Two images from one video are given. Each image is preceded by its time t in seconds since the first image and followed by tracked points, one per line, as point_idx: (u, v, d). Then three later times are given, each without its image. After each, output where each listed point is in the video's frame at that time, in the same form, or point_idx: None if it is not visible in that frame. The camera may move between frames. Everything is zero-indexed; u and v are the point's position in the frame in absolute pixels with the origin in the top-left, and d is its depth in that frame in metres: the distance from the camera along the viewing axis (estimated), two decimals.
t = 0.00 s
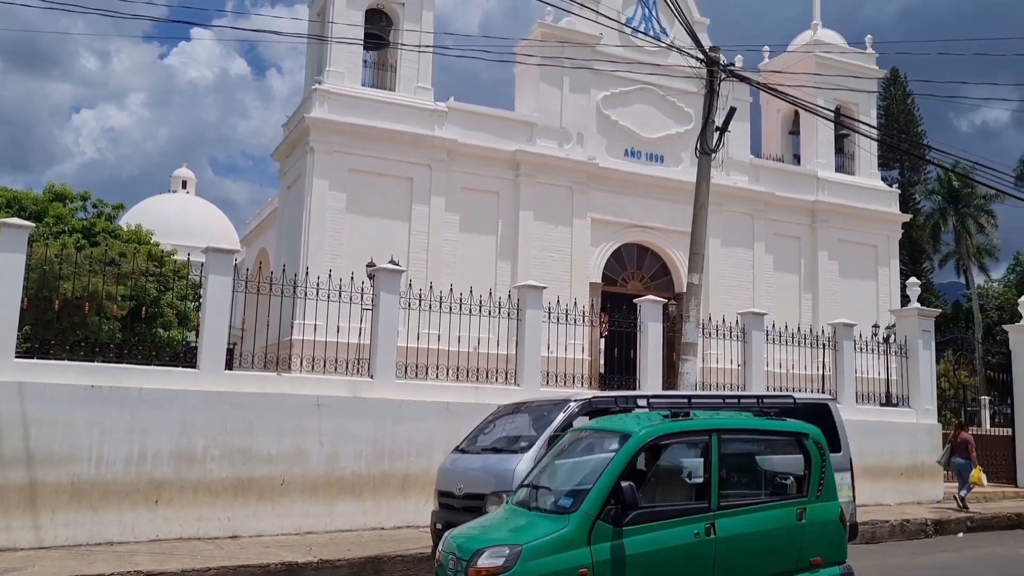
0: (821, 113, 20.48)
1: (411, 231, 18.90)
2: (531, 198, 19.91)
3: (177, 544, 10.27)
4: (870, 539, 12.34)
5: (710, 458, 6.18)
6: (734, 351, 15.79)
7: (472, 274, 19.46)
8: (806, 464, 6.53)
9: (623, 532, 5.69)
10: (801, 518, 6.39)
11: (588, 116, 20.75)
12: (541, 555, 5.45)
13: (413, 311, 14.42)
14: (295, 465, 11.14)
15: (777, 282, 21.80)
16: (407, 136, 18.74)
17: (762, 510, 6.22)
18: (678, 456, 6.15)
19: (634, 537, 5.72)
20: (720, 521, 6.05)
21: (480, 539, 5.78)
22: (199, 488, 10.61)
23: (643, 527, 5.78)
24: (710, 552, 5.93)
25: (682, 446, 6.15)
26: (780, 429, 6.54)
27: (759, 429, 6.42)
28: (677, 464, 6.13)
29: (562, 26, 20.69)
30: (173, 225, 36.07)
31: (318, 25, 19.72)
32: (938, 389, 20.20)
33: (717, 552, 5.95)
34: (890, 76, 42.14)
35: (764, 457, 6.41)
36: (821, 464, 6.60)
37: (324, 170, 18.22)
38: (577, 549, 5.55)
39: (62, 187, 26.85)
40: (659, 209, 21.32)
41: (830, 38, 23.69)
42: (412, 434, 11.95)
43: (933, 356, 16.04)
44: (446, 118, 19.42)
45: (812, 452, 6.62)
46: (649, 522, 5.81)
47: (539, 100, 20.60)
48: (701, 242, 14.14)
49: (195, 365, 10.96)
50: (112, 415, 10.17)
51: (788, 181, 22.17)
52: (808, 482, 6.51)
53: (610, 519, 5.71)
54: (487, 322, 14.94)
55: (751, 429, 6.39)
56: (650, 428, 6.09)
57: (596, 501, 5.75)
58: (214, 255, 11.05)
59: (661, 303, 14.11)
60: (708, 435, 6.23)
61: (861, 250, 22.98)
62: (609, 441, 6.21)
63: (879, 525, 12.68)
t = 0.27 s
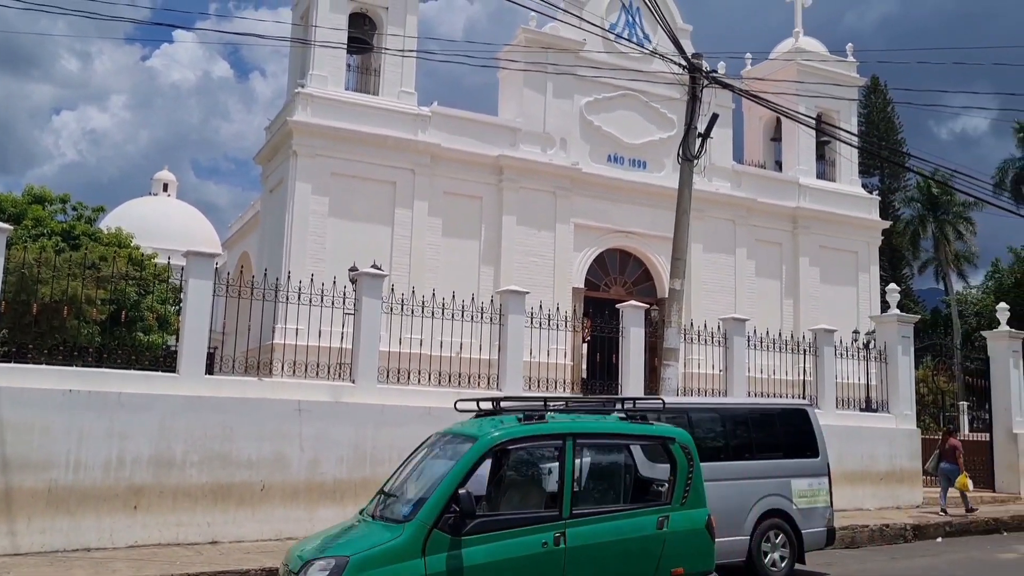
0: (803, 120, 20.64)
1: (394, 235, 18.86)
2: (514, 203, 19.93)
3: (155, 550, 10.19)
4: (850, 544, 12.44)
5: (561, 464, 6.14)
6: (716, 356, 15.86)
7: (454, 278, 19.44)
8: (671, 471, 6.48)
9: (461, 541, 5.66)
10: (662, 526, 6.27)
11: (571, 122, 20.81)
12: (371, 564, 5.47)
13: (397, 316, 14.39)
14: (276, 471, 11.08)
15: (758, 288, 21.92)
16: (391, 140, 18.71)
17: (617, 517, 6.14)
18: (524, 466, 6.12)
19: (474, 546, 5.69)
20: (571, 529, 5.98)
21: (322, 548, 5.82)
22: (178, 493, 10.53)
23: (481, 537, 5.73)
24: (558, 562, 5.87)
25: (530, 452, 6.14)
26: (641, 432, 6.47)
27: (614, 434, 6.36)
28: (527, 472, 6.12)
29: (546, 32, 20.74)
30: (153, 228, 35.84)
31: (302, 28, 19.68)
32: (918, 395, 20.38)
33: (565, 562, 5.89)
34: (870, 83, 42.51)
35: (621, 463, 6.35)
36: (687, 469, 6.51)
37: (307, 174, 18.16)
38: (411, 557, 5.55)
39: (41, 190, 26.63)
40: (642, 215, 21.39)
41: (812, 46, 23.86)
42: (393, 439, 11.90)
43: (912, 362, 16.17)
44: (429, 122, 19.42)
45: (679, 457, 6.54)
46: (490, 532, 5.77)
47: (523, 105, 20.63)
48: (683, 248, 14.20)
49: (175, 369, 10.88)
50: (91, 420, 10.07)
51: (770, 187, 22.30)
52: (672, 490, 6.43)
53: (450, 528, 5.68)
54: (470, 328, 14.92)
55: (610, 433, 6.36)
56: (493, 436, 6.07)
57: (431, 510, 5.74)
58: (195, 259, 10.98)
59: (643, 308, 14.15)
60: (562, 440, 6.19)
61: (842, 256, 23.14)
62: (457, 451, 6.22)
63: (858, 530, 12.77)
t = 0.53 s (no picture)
0: (783, 128, 20.81)
1: (374, 240, 18.81)
2: (495, 208, 19.94)
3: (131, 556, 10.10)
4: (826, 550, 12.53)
5: (367, 471, 5.51)
6: (695, 363, 15.92)
7: (434, 284, 19.41)
8: (496, 476, 5.87)
9: (245, 554, 5.03)
10: (480, 538, 5.64)
11: (553, 128, 20.85)
12: None
13: (377, 321, 14.34)
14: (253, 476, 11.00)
15: (738, 294, 22.04)
16: (372, 144, 18.68)
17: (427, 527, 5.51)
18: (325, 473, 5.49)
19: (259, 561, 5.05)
20: (375, 541, 5.35)
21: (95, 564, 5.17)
22: (155, 498, 10.46)
23: (272, 550, 5.11)
24: None
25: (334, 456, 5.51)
26: (464, 436, 5.87)
27: (431, 436, 5.74)
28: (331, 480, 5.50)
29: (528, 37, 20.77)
30: (131, 231, 35.56)
31: (283, 31, 19.61)
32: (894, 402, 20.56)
33: None
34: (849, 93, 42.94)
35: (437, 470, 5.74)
36: (515, 474, 5.92)
37: (287, 178, 18.09)
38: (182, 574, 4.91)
39: (17, 192, 26.36)
40: (622, 221, 21.46)
41: (791, 55, 24.05)
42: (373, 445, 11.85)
43: (888, 369, 16.32)
44: (411, 127, 19.40)
45: (506, 463, 5.96)
46: (283, 544, 5.14)
47: (504, 111, 20.65)
48: (663, 255, 14.26)
49: (152, 373, 10.79)
50: (66, 424, 9.97)
51: (749, 195, 22.44)
52: (496, 498, 5.81)
53: (231, 541, 5.04)
54: (450, 333, 14.90)
55: (431, 435, 5.75)
56: (288, 440, 5.45)
57: (212, 522, 5.10)
58: (173, 262, 10.91)
59: (624, 315, 14.19)
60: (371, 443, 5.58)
61: (820, 264, 23.32)
62: (254, 458, 5.59)
63: (835, 535, 12.86)
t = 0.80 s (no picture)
0: (769, 135, 20.90)
1: (361, 245, 18.77)
2: (482, 213, 19.93)
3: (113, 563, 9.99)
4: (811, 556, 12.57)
5: (190, 479, 5.18)
6: (682, 368, 15.95)
7: (421, 289, 19.38)
8: (338, 483, 5.51)
9: (44, 570, 4.68)
10: (315, 550, 5.32)
11: (540, 134, 20.87)
12: None
13: (363, 326, 14.30)
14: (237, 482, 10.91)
15: (724, 300, 22.12)
16: (359, 149, 18.64)
17: (256, 540, 5.20)
18: (146, 482, 5.17)
19: None
20: (194, 554, 5.05)
21: None
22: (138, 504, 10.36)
23: (71, 564, 4.77)
24: None
25: (153, 462, 5.16)
26: (302, 439, 5.48)
27: (264, 442, 5.38)
28: (151, 489, 5.15)
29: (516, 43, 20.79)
30: (116, 236, 35.36)
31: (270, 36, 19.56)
32: (879, 407, 20.65)
33: None
34: (834, 100, 43.22)
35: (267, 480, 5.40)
36: (360, 483, 5.56)
37: (274, 182, 18.02)
38: None
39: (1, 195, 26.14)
40: (609, 227, 21.49)
41: (777, 62, 24.18)
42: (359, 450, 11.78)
43: (873, 376, 16.40)
44: (398, 132, 19.39)
45: (349, 467, 5.60)
46: (84, 559, 4.81)
47: (491, 116, 20.66)
48: (650, 261, 14.28)
49: (136, 378, 10.70)
50: (48, 430, 9.86)
51: (736, 201, 22.53)
52: (336, 506, 5.46)
53: (28, 555, 4.69)
54: (437, 338, 14.88)
55: (265, 441, 5.39)
56: (103, 445, 5.05)
57: (9, 533, 4.73)
58: (158, 266, 10.84)
59: (610, 320, 14.20)
60: (195, 448, 5.23)
61: (805, 270, 23.43)
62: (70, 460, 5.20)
63: (821, 541, 12.91)
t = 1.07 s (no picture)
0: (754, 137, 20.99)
1: (346, 246, 18.72)
2: (467, 215, 19.92)
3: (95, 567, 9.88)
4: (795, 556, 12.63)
5: None
6: (666, 370, 15.98)
7: (406, 290, 19.34)
8: (168, 488, 5.17)
9: None
10: (137, 561, 4.97)
11: (526, 135, 20.88)
12: None
13: (348, 328, 14.25)
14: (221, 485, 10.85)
15: (709, 302, 22.19)
16: (344, 150, 18.59)
17: (79, 545, 4.85)
18: None
19: None
20: None
21: None
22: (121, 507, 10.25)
23: None
24: None
25: None
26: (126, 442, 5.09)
27: (85, 443, 4.97)
28: None
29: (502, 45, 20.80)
30: (99, 237, 35.11)
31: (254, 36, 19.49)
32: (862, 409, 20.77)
33: None
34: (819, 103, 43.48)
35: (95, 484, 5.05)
36: (193, 487, 5.23)
37: (258, 183, 17.95)
38: None
39: None
40: (595, 228, 21.52)
41: (762, 65, 24.29)
42: (343, 452, 11.74)
43: (857, 377, 16.49)
44: (384, 133, 19.36)
45: (183, 471, 5.26)
46: None
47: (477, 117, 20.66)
48: (635, 262, 14.31)
49: (118, 380, 10.62)
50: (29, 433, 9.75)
51: (721, 203, 22.61)
52: (164, 513, 5.12)
53: None
54: (421, 340, 14.85)
55: (87, 443, 4.97)
56: None
57: None
58: (141, 268, 10.77)
59: (596, 322, 14.22)
60: (5, 450, 4.75)
61: (790, 272, 23.54)
62: None
63: (804, 542, 12.96)
